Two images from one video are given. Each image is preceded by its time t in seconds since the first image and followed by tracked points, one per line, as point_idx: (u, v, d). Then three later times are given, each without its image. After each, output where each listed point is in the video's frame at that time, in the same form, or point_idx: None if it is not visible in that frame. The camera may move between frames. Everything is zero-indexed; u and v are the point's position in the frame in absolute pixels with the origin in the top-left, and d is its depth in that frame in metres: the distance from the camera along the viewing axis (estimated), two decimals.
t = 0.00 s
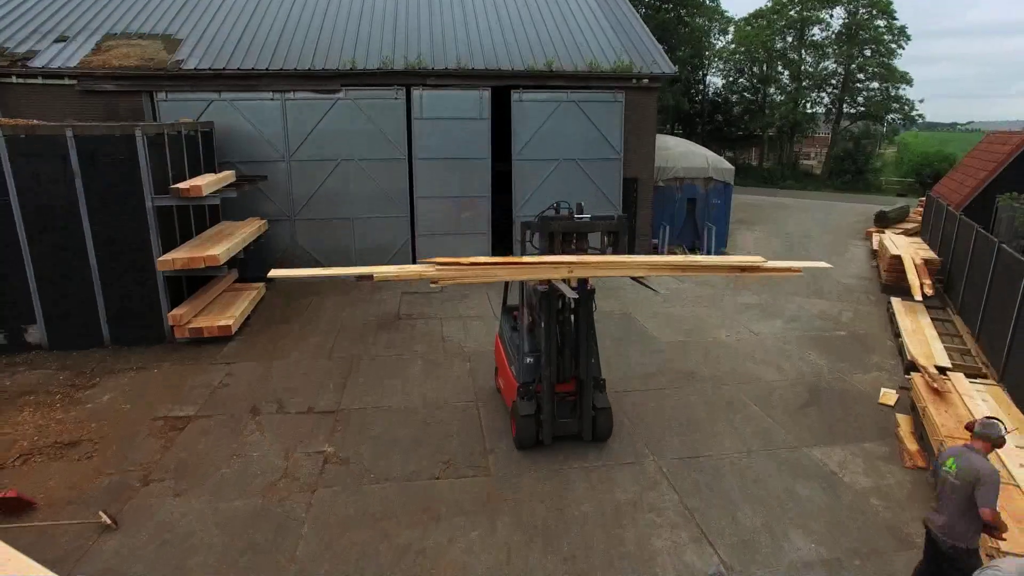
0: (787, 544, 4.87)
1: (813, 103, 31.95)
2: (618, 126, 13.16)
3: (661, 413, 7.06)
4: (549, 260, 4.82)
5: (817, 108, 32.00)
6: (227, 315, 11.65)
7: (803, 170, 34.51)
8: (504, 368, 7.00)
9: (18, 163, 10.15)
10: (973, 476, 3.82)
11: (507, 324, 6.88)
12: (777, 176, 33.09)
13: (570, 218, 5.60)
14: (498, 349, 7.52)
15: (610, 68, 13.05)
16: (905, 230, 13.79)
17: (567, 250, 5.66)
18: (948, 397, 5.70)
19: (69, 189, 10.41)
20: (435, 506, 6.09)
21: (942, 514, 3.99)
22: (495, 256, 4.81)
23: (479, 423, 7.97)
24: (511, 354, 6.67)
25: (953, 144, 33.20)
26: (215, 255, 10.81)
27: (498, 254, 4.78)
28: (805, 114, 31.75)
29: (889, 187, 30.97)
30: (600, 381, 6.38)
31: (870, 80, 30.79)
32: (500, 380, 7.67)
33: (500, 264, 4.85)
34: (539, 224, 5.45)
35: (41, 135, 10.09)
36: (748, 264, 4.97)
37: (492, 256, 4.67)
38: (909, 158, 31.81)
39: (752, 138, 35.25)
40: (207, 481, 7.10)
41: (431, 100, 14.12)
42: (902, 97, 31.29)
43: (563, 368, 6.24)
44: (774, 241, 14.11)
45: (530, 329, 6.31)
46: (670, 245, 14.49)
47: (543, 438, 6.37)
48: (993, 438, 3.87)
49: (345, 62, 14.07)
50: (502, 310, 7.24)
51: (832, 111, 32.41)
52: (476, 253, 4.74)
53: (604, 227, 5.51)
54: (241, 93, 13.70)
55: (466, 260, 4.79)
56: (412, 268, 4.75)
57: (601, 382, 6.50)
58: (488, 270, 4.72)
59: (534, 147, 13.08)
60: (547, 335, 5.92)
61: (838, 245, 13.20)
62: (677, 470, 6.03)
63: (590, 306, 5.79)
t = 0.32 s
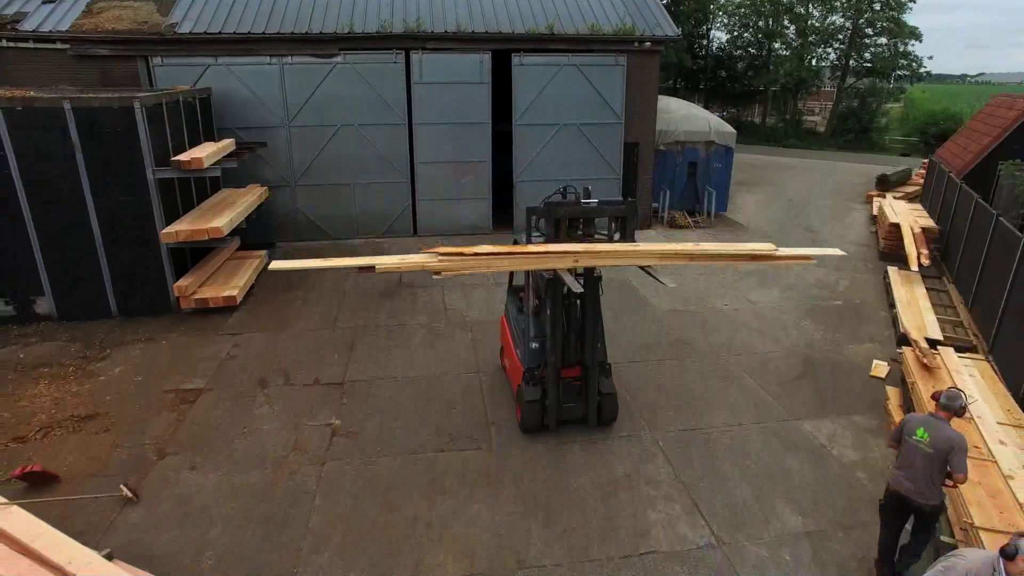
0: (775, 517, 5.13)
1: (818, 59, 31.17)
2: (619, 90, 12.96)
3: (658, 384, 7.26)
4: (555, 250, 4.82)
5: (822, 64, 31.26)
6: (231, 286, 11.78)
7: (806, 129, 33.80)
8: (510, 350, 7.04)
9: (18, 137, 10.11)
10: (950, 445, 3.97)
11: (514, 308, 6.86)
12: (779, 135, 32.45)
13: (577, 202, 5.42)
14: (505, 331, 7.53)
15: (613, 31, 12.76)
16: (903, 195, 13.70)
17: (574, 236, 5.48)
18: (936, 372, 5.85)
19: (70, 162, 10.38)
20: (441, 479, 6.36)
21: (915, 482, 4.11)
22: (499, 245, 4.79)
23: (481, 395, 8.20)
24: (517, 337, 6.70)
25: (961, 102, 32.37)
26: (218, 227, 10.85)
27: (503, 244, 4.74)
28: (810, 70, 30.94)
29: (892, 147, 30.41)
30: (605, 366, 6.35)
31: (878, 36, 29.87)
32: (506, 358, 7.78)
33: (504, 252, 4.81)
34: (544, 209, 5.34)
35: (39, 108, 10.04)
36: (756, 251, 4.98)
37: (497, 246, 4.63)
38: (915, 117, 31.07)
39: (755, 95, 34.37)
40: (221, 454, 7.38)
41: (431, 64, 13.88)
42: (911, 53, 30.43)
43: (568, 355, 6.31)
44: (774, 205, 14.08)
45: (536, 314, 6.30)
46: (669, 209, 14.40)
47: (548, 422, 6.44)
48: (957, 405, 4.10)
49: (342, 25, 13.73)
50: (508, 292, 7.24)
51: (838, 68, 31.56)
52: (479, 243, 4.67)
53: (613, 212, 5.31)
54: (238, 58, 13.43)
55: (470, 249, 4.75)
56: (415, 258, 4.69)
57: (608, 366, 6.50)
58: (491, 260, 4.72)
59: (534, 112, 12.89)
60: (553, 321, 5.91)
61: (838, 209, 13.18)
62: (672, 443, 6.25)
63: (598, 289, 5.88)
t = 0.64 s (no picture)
0: (764, 483, 5.43)
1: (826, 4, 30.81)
2: (622, 47, 12.64)
3: (656, 350, 7.45)
4: (559, 238, 4.84)
5: (831, 10, 30.93)
6: (236, 250, 11.88)
7: (810, 79, 32.80)
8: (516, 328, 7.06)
9: (16, 103, 10.01)
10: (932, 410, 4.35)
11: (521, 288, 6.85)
12: (783, 86, 31.50)
13: (584, 185, 5.33)
14: (512, 308, 7.56)
15: None
16: (905, 153, 13.60)
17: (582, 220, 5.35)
18: (926, 341, 6.00)
19: (69, 128, 10.31)
20: (446, 446, 6.65)
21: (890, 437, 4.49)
22: (503, 231, 4.84)
23: (485, 361, 8.44)
24: (523, 315, 6.70)
25: (971, 50, 31.31)
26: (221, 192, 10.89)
27: (506, 231, 4.78)
28: (816, 17, 29.90)
29: (899, 98, 29.45)
30: (611, 347, 6.40)
31: None
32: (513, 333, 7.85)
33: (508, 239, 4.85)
34: (551, 193, 5.24)
35: (35, 74, 9.91)
36: (766, 240, 4.96)
37: (500, 234, 4.66)
38: (922, 67, 30.11)
39: (759, 43, 33.20)
40: (235, 421, 7.68)
41: (430, 19, 13.52)
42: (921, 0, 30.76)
43: (574, 336, 6.34)
44: (775, 162, 13.95)
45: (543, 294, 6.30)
46: (670, 167, 14.29)
47: (552, 401, 6.52)
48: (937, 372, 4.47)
49: None
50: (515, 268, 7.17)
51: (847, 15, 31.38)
52: (482, 231, 4.71)
53: (620, 195, 5.18)
54: (233, 14, 13.06)
55: (472, 236, 4.79)
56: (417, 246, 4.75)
57: (614, 349, 6.54)
58: (495, 247, 4.79)
59: (536, 68, 12.60)
60: (559, 302, 5.92)
61: (839, 166, 13.09)
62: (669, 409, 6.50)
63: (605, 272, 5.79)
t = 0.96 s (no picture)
0: (752, 446, 5.71)
1: None
2: None
3: (652, 312, 7.62)
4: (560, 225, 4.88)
5: None
6: (238, 211, 11.88)
7: (818, 23, 31.51)
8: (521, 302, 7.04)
9: (9, 64, 9.85)
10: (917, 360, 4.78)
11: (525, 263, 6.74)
12: (789, 31, 30.31)
13: (588, 168, 5.26)
14: (519, 281, 7.55)
15: None
16: (909, 106, 13.38)
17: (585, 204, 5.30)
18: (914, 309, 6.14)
19: (65, 90, 10.18)
20: (450, 410, 6.93)
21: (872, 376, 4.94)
22: (503, 218, 4.88)
23: (486, 324, 8.65)
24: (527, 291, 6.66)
25: None
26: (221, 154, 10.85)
27: (507, 218, 4.83)
28: None
29: (908, 44, 28.44)
30: (615, 327, 6.37)
31: None
32: (518, 304, 7.90)
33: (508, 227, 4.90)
34: (554, 175, 5.17)
35: (26, 33, 9.71)
36: (774, 229, 4.95)
37: (499, 223, 4.71)
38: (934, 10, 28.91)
39: None
40: (246, 385, 7.97)
41: None
42: None
43: (577, 316, 6.31)
44: (778, 115, 13.73)
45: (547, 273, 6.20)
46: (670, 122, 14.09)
47: (554, 378, 6.58)
48: (919, 322, 4.99)
49: None
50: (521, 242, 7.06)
51: None
52: (482, 219, 4.76)
53: (624, 178, 5.15)
54: None
55: (473, 223, 4.84)
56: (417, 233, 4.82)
57: (617, 329, 6.49)
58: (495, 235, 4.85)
59: (537, 20, 12.24)
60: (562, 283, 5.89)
61: (842, 120, 12.89)
62: (664, 373, 6.72)
63: (609, 254, 5.73)
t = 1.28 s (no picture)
0: (738, 409, 6.00)
1: None
2: None
3: (647, 276, 7.79)
4: (561, 215, 4.86)
5: None
6: (239, 171, 11.89)
7: None
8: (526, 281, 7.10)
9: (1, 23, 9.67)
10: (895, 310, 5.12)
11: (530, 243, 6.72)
12: None
13: (591, 154, 5.21)
14: (522, 259, 7.54)
15: None
16: (915, 56, 13.11)
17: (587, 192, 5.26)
18: (902, 276, 6.27)
19: (59, 50, 10.03)
20: (451, 374, 7.21)
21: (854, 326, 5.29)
22: (503, 208, 4.87)
23: (485, 288, 8.85)
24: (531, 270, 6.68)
25: None
26: (220, 116, 10.80)
27: (506, 208, 4.82)
28: None
29: None
30: (616, 308, 6.36)
31: None
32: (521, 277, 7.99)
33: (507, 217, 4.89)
34: (556, 161, 5.13)
35: None
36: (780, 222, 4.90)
37: (497, 213, 4.70)
38: None
39: None
40: (255, 349, 8.26)
41: None
42: None
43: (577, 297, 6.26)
44: (781, 66, 13.45)
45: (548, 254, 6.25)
46: (670, 74, 13.81)
47: (554, 357, 6.63)
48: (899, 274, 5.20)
49: None
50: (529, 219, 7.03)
51: None
52: (481, 208, 4.76)
53: (628, 166, 5.11)
54: None
55: (472, 212, 4.84)
56: (416, 222, 4.83)
57: (618, 310, 6.47)
58: (494, 225, 4.84)
59: None
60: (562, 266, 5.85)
61: (845, 72, 12.66)
62: (657, 337, 6.93)
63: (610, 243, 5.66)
